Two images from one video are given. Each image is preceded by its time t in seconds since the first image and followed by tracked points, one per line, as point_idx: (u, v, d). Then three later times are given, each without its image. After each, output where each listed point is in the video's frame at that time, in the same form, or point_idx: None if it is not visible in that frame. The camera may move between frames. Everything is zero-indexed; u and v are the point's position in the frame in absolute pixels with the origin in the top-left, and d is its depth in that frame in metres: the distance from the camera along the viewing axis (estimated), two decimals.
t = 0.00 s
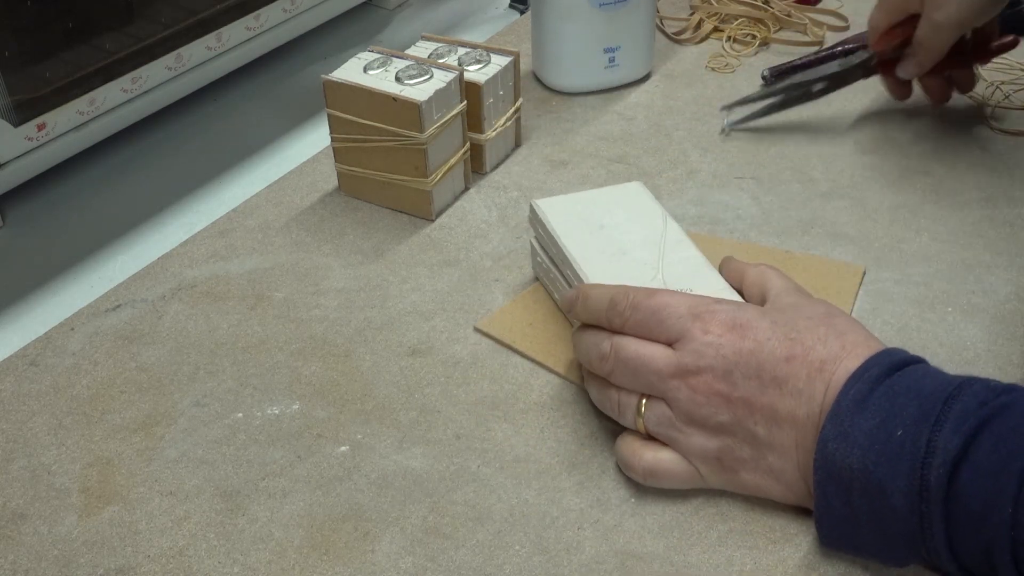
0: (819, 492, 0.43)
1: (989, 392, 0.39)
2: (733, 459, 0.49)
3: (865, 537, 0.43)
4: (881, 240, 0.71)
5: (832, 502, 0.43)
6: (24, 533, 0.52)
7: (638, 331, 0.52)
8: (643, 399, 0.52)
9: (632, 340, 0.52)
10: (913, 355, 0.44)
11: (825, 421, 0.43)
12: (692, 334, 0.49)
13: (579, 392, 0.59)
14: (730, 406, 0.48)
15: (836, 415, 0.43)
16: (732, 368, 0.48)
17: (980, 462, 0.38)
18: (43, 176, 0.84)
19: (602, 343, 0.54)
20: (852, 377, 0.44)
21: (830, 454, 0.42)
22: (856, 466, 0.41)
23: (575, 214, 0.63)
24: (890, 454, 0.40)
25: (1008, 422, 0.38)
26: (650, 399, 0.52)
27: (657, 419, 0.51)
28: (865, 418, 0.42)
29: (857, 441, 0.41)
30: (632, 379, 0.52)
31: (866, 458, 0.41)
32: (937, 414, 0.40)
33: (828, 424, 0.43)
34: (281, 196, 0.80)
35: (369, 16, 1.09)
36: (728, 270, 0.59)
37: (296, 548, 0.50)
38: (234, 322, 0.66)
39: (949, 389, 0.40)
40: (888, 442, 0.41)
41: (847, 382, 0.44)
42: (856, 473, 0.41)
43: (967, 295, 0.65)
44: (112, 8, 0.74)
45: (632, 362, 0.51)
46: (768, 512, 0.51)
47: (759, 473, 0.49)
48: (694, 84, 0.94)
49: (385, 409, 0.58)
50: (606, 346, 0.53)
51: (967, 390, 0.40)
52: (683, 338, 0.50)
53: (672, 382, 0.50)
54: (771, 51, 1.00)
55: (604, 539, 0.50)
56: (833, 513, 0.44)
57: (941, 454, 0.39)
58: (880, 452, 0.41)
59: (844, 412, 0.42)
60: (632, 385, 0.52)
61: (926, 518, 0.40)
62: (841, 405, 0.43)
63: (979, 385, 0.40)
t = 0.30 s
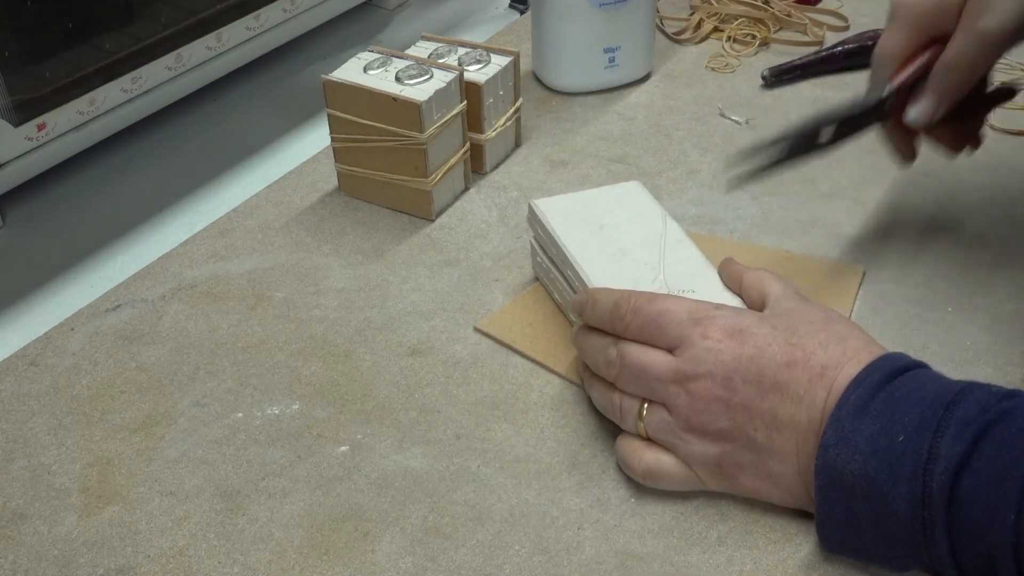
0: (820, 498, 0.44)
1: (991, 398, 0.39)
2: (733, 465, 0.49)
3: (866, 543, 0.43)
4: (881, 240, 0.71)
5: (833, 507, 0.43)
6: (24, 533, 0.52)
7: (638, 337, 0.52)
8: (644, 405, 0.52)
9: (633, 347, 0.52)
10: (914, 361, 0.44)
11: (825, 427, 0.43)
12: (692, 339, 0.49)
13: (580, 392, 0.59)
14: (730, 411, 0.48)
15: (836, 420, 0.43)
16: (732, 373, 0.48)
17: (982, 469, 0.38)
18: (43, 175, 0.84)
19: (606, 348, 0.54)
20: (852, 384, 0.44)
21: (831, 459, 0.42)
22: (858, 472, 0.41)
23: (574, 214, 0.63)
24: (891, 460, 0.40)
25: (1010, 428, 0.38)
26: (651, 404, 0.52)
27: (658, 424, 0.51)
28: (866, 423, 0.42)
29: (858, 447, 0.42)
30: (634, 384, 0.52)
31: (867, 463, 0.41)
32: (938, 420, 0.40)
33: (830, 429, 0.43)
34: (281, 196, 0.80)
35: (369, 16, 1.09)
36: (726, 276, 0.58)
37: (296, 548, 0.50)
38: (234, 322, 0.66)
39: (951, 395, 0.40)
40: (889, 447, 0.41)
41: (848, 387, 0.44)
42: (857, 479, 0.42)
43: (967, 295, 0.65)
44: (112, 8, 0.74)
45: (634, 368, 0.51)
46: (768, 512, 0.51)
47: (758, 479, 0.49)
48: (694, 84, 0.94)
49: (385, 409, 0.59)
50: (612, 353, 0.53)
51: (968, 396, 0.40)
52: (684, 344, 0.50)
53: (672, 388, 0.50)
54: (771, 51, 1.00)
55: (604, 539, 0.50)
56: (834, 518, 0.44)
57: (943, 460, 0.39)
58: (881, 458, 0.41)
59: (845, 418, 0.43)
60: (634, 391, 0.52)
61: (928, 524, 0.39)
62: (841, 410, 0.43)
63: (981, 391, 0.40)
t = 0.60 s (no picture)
0: (820, 503, 0.43)
1: (993, 403, 0.39)
2: (732, 469, 0.49)
3: (867, 548, 0.43)
4: (881, 240, 0.71)
5: (834, 513, 0.43)
6: (24, 533, 0.52)
7: (636, 341, 0.52)
8: (643, 408, 0.52)
9: (632, 350, 0.52)
10: (914, 364, 0.44)
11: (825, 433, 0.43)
12: (689, 343, 0.49)
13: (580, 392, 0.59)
14: (728, 415, 0.48)
15: (837, 426, 0.43)
16: (730, 378, 0.48)
17: (986, 476, 0.38)
18: (43, 175, 0.84)
19: (607, 351, 0.54)
20: (851, 388, 0.44)
21: (832, 466, 0.42)
22: (859, 479, 0.41)
23: (574, 214, 0.63)
24: (893, 467, 0.40)
25: (1013, 435, 0.38)
26: (650, 407, 0.52)
27: (657, 428, 0.51)
28: (866, 429, 0.42)
29: (859, 453, 0.42)
30: (633, 387, 0.52)
31: (869, 470, 0.41)
32: (939, 427, 0.40)
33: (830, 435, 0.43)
34: (281, 196, 0.80)
35: (369, 16, 1.09)
36: (726, 277, 0.58)
37: (296, 548, 0.50)
38: (234, 322, 0.66)
39: (952, 401, 0.40)
40: (891, 454, 0.41)
41: (847, 391, 0.44)
42: (859, 486, 0.41)
43: (966, 295, 0.65)
44: (112, 9, 0.74)
45: (633, 372, 0.51)
46: (768, 512, 0.51)
47: (757, 482, 0.49)
48: (694, 84, 0.94)
49: (385, 409, 0.59)
50: (613, 355, 0.53)
51: (970, 401, 0.40)
52: (681, 348, 0.50)
53: (670, 391, 0.50)
54: (771, 51, 1.00)
55: (604, 539, 0.50)
56: (835, 524, 0.44)
57: (945, 467, 0.39)
58: (882, 465, 0.41)
59: (845, 424, 0.42)
60: (633, 394, 0.52)
61: (930, 531, 0.40)
62: (842, 415, 0.43)
63: (983, 397, 0.40)
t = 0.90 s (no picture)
0: (819, 506, 0.43)
1: (992, 406, 0.39)
2: (729, 470, 0.49)
3: (865, 550, 0.43)
4: (881, 240, 0.71)
5: (832, 515, 0.43)
6: (24, 533, 0.52)
7: (633, 342, 0.52)
8: (641, 409, 0.52)
9: (628, 352, 0.52)
10: (911, 365, 0.44)
11: (824, 436, 0.43)
12: (685, 345, 0.49)
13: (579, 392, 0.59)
14: (723, 418, 0.48)
15: (835, 429, 0.43)
16: (725, 380, 0.48)
17: (985, 481, 0.38)
18: (43, 175, 0.84)
19: (606, 352, 0.54)
20: (848, 390, 0.44)
21: (830, 469, 0.42)
22: (858, 482, 0.41)
23: (573, 214, 0.63)
24: (891, 470, 0.40)
25: (1012, 439, 0.38)
26: (648, 409, 0.52)
27: (654, 429, 0.51)
28: (864, 432, 0.42)
29: (858, 457, 0.41)
30: (630, 389, 0.52)
31: (868, 474, 0.41)
32: (938, 430, 0.40)
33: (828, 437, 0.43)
34: (281, 196, 0.80)
35: (369, 16, 1.09)
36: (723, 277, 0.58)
37: (296, 548, 0.50)
38: (234, 322, 0.66)
39: (951, 403, 0.40)
40: (889, 457, 0.41)
41: (845, 392, 0.44)
42: (857, 489, 0.41)
43: (966, 295, 0.65)
44: (112, 9, 0.74)
45: (629, 373, 0.51)
46: (768, 512, 0.51)
47: (754, 483, 0.49)
48: (694, 84, 0.94)
49: (385, 409, 0.59)
50: (611, 356, 0.53)
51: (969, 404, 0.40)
52: (675, 350, 0.50)
53: (666, 393, 0.50)
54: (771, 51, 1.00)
55: (605, 539, 0.50)
56: (834, 526, 0.44)
57: (944, 471, 0.39)
58: (880, 468, 0.41)
59: (843, 426, 0.42)
60: (630, 395, 0.52)
61: (929, 534, 0.40)
62: (839, 418, 0.43)
63: (982, 399, 0.39)
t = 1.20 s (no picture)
0: (820, 501, 0.44)
1: (993, 396, 0.39)
2: (729, 467, 0.49)
3: (866, 546, 0.43)
4: (881, 240, 0.71)
5: (833, 510, 0.43)
6: (24, 533, 0.52)
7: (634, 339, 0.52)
8: (641, 406, 0.52)
9: (629, 348, 0.52)
10: (911, 359, 0.44)
11: (824, 430, 0.43)
12: (685, 340, 0.49)
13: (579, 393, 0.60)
14: (723, 413, 0.48)
15: (835, 422, 0.43)
16: (725, 376, 0.48)
17: (984, 469, 0.38)
18: (43, 175, 0.84)
19: (606, 348, 0.54)
20: (848, 385, 0.44)
21: (831, 463, 0.42)
22: (858, 475, 0.41)
23: (572, 213, 0.63)
24: (891, 463, 0.40)
25: (1012, 428, 0.38)
26: (648, 406, 0.52)
27: (655, 426, 0.51)
28: (864, 425, 0.42)
29: (858, 450, 0.42)
30: (631, 385, 0.52)
31: (869, 466, 0.41)
32: (938, 421, 0.40)
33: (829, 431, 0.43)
34: (281, 196, 0.80)
35: (369, 16, 1.09)
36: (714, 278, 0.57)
37: (296, 548, 0.50)
38: (234, 322, 0.66)
39: (950, 396, 0.40)
40: (890, 450, 0.41)
41: (845, 387, 0.44)
42: (858, 482, 0.42)
43: (966, 295, 0.65)
44: (112, 9, 0.74)
45: (630, 370, 0.52)
46: (769, 512, 0.51)
47: (754, 481, 0.49)
48: (694, 84, 0.94)
49: (385, 409, 0.59)
50: (611, 352, 0.53)
51: (968, 395, 0.40)
52: (676, 346, 0.50)
53: (666, 390, 0.50)
54: (771, 51, 1.00)
55: (605, 539, 0.50)
56: (836, 522, 0.44)
57: (944, 461, 0.39)
58: (881, 461, 0.41)
59: (843, 420, 0.42)
60: (631, 392, 0.52)
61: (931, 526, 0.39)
62: (839, 411, 0.43)
63: (981, 390, 0.40)
